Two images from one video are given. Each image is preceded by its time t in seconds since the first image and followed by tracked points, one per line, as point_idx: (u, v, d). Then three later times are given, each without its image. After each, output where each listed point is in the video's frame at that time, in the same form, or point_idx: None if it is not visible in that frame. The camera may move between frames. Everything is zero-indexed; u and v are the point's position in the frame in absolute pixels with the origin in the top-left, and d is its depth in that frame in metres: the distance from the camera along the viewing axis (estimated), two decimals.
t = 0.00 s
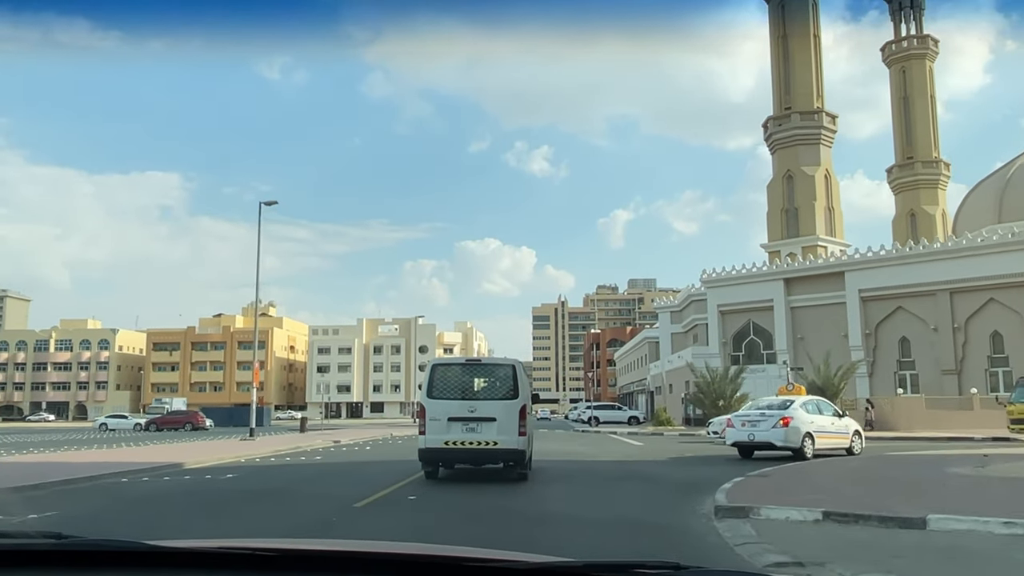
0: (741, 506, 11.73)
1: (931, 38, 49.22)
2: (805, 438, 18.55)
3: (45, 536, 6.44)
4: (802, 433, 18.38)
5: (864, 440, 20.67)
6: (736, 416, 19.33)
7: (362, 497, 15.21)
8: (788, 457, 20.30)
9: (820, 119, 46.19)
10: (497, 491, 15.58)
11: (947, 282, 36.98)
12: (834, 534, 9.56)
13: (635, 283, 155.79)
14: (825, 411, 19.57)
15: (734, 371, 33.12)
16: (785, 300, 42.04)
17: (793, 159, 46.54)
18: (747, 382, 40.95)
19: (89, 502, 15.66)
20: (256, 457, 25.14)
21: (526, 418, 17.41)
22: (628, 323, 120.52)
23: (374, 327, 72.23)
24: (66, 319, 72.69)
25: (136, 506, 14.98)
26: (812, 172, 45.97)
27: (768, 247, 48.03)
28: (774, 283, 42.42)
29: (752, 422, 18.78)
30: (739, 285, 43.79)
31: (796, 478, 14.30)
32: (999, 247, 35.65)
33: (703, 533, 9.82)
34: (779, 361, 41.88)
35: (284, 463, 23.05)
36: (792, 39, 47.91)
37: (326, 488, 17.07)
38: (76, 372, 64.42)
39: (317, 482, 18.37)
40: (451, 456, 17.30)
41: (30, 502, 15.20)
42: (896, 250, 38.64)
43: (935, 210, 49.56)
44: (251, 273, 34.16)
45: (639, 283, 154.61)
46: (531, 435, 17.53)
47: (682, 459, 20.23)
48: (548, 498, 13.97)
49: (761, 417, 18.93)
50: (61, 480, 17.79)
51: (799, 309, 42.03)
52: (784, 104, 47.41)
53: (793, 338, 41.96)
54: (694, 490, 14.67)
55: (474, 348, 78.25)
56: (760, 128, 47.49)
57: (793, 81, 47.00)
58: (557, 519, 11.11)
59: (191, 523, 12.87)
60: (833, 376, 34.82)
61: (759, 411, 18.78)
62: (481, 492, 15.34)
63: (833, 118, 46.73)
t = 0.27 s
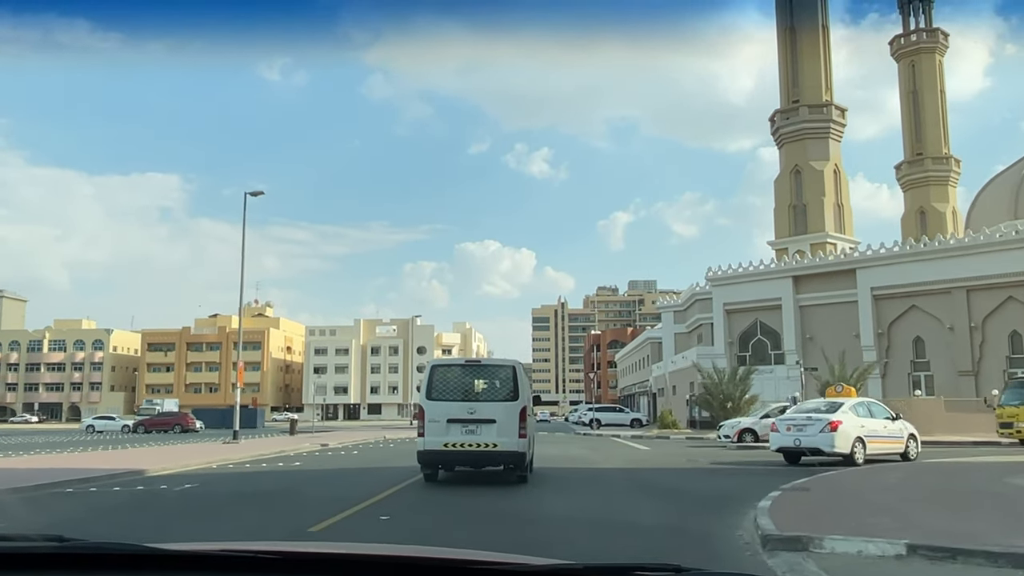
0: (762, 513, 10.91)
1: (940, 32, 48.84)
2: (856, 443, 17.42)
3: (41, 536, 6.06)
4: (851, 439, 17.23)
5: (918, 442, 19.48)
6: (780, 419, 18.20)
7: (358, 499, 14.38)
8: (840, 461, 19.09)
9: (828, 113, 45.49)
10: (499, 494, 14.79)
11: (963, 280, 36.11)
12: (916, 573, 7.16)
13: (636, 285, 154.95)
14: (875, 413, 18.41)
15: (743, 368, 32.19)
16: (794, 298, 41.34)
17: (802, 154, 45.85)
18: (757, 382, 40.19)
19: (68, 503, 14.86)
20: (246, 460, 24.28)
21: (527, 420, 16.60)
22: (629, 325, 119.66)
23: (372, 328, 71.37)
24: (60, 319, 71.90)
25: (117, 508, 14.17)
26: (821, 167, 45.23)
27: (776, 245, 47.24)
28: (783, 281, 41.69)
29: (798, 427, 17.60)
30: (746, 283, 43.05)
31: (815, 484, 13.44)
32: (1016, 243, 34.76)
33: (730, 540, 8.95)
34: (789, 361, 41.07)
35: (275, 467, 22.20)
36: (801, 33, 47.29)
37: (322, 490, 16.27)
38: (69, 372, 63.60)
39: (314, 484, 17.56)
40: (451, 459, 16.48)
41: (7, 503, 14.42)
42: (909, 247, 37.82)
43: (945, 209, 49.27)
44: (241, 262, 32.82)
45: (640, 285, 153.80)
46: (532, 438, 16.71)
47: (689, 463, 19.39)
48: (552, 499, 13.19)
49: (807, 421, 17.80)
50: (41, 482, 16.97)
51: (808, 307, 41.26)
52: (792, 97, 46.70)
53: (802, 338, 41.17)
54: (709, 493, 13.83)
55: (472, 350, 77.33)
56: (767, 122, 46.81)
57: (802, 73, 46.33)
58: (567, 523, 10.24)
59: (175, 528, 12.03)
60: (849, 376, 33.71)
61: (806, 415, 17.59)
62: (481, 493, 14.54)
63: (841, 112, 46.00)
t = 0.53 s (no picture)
0: (780, 515, 10.40)
1: (951, 25, 48.25)
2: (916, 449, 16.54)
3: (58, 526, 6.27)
4: (911, 443, 16.37)
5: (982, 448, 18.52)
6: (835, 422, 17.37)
7: (354, 501, 13.84)
8: (897, 466, 18.25)
9: (837, 106, 44.69)
10: (501, 492, 14.11)
11: (981, 278, 35.33)
12: None
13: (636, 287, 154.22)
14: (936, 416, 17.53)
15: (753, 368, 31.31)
16: (803, 297, 40.49)
17: (810, 148, 45.07)
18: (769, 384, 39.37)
19: (50, 507, 14.15)
20: (237, 463, 23.50)
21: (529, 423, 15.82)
22: (629, 327, 118.90)
23: (369, 329, 70.52)
24: (54, 320, 71.11)
25: (102, 513, 13.46)
26: (830, 162, 44.44)
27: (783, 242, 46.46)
28: (792, 279, 40.92)
29: (852, 430, 16.75)
30: (754, 281, 42.21)
31: (835, 489, 12.74)
32: None
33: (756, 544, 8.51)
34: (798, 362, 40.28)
35: (266, 470, 21.48)
36: (809, 24, 46.58)
37: (323, 492, 15.59)
38: (62, 373, 62.82)
39: (315, 485, 16.88)
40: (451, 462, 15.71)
41: None
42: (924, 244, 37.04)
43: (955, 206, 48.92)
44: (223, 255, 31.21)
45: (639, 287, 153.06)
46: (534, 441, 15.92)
47: (698, 464, 18.64)
48: (560, 495, 12.55)
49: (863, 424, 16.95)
50: (19, 486, 16.22)
51: (818, 306, 40.46)
52: (800, 90, 45.95)
53: (811, 338, 40.38)
54: (723, 489, 13.14)
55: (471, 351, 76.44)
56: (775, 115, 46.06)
57: (809, 65, 45.57)
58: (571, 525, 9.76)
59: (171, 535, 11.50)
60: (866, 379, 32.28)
61: (861, 418, 16.75)
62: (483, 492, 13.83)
63: (851, 104, 45.23)
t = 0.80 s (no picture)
0: (804, 524, 9.73)
1: (959, 17, 47.99)
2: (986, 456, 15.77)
3: (49, 536, 6.09)
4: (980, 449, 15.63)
5: None
6: (895, 426, 16.56)
7: (347, 508, 13.15)
8: (964, 474, 17.42)
9: (845, 99, 43.99)
10: (503, 497, 13.38)
11: (999, 273, 34.43)
12: None
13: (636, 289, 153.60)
14: (1006, 419, 16.70)
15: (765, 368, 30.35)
16: (814, 295, 39.82)
17: (818, 142, 44.32)
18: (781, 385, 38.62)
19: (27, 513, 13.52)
20: (225, 467, 22.78)
21: (531, 425, 15.61)
22: (629, 329, 118.16)
23: (366, 330, 69.71)
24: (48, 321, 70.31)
25: (82, 518, 12.82)
26: (839, 156, 43.69)
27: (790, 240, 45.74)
28: (800, 276, 40.17)
29: (918, 434, 15.94)
30: (760, 279, 41.62)
31: (857, 499, 11.98)
32: None
33: (783, 554, 7.92)
34: (807, 363, 39.54)
35: (256, 474, 20.76)
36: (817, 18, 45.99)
37: (319, 495, 15.01)
38: (56, 374, 62.01)
39: (310, 489, 16.29)
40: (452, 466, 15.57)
41: None
42: (940, 238, 36.22)
43: (965, 202, 48.45)
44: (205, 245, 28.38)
45: (639, 288, 152.42)
46: (535, 444, 15.73)
47: (707, 469, 17.86)
48: (565, 500, 11.86)
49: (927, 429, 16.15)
50: None
51: (828, 304, 39.77)
52: (808, 82, 45.26)
53: (821, 338, 39.68)
54: (737, 495, 12.41)
55: (469, 353, 75.52)
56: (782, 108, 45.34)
57: (819, 55, 44.95)
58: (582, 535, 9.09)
59: (154, 542, 10.73)
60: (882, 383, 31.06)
61: (926, 421, 15.98)
62: (483, 497, 13.10)
63: (861, 96, 44.49)
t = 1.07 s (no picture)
0: (835, 530, 9.05)
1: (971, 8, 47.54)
2: None
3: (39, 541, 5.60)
4: None
5: None
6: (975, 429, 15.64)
7: (342, 505, 12.44)
8: None
9: (857, 89, 43.16)
10: (506, 501, 12.66)
11: (1017, 269, 33.62)
12: None
13: (636, 288, 152.75)
14: None
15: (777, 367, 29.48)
16: (824, 291, 38.99)
17: (828, 133, 43.53)
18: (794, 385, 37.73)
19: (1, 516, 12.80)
20: (215, 470, 22.04)
21: (533, 426, 15.42)
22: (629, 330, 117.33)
23: (364, 330, 68.94)
24: (42, 320, 69.48)
25: (59, 520, 12.14)
26: (849, 148, 42.98)
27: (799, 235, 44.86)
28: (812, 273, 39.30)
29: (998, 438, 15.11)
30: (766, 275, 40.86)
31: (885, 505, 11.25)
32: None
33: (817, 565, 7.31)
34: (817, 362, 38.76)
35: (245, 478, 20.00)
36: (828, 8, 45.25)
37: (312, 497, 14.33)
38: (49, 374, 61.22)
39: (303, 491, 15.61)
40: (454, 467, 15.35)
41: None
42: (959, 232, 35.29)
43: (976, 197, 47.90)
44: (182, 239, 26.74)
45: (639, 288, 151.52)
46: (536, 446, 15.52)
47: (717, 474, 17.10)
48: (572, 507, 11.15)
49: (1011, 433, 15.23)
50: None
51: (839, 301, 38.99)
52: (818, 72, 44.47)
53: (832, 336, 38.94)
54: (755, 501, 11.68)
55: (468, 353, 74.74)
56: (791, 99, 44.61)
57: (830, 46, 44.32)
58: (605, 539, 8.38)
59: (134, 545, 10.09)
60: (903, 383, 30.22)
61: (1008, 424, 15.10)
62: (484, 501, 12.40)
63: (872, 87, 43.70)
